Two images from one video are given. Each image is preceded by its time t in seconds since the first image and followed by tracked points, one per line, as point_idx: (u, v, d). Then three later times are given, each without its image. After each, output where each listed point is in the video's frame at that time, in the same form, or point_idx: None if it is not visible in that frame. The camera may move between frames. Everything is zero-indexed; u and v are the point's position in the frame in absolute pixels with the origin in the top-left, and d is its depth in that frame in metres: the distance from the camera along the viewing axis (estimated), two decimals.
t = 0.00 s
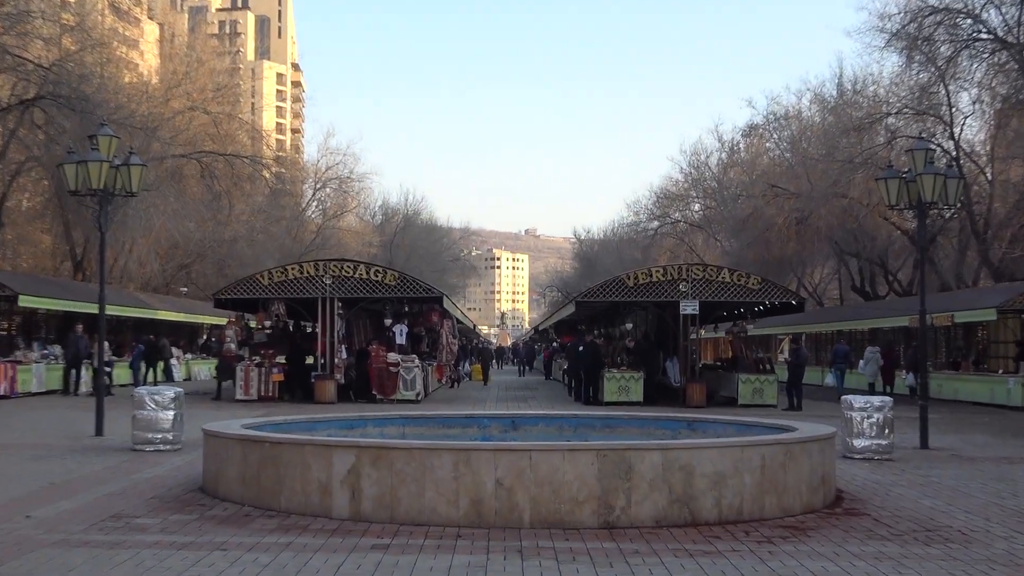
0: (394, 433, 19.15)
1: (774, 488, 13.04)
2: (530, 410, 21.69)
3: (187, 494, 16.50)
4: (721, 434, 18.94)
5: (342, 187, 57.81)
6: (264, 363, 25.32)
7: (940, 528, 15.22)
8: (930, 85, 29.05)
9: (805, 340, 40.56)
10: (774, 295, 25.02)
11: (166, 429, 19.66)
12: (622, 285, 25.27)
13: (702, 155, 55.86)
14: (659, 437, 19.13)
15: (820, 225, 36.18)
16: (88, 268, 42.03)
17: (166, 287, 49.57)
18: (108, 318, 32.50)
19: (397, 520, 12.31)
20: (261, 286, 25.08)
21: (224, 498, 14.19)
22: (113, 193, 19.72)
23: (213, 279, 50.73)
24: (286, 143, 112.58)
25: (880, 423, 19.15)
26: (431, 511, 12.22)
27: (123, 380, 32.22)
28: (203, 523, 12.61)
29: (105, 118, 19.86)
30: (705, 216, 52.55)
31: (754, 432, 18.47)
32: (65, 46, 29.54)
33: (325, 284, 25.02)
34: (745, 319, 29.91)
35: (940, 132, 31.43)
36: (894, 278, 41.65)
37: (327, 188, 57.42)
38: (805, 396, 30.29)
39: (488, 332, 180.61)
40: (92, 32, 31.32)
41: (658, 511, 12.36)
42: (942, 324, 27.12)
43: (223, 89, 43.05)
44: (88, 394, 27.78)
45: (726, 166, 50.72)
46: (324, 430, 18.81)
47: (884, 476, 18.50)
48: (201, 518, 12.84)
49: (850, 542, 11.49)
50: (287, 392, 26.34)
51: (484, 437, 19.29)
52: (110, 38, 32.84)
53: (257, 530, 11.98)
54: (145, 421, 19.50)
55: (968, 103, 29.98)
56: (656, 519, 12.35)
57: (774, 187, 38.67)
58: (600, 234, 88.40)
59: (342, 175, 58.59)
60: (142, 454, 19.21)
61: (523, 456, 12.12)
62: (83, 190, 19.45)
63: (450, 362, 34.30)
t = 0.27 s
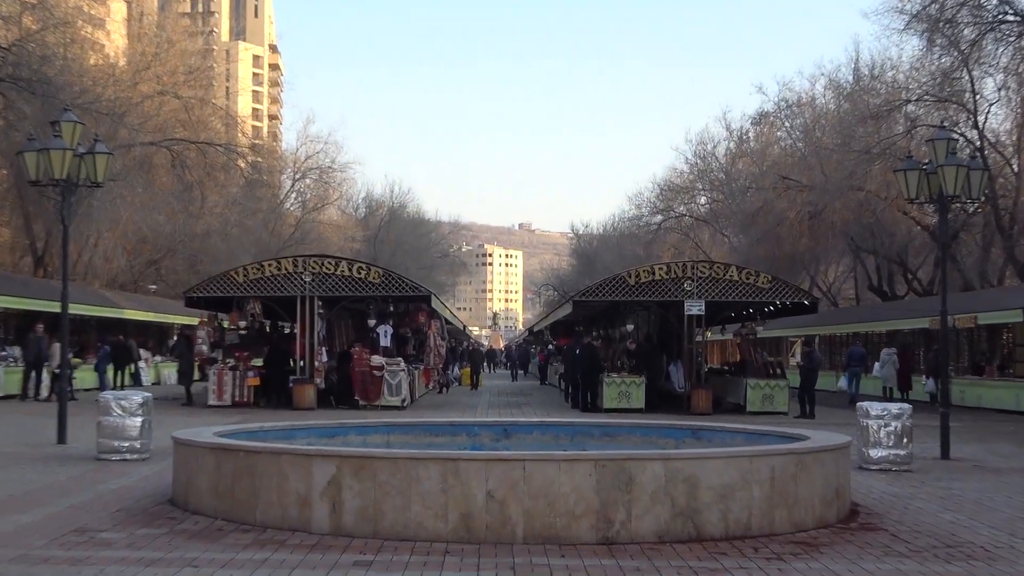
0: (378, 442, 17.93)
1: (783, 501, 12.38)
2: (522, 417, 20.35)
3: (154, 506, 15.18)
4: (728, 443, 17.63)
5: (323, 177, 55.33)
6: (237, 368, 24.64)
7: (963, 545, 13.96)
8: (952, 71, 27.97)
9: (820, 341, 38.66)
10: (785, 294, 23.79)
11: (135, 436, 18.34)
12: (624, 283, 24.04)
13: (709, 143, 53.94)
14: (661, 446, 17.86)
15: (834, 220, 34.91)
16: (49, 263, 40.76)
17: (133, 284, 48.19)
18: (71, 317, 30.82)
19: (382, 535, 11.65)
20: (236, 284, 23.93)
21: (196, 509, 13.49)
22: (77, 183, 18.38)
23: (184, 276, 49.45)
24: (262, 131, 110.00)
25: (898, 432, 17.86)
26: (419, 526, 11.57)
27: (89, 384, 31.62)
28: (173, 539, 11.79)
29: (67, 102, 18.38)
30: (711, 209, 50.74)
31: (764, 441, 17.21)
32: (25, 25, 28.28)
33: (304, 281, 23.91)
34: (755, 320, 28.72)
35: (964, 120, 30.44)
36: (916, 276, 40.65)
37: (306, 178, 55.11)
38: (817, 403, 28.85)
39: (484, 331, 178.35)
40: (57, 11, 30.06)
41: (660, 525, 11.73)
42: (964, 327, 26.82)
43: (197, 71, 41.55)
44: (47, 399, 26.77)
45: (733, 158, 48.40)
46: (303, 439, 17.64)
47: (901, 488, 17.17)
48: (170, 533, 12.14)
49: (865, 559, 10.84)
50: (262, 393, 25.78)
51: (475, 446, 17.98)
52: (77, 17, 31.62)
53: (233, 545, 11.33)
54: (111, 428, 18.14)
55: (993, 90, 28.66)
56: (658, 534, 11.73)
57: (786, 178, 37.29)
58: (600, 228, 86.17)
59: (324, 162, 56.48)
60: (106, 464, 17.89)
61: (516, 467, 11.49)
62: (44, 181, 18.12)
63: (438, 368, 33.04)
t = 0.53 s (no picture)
0: (372, 450, 16.84)
1: (805, 512, 11.51)
2: (524, 424, 19.20)
3: (131, 517, 14.06)
4: (746, 450, 16.47)
5: (311, 167, 53.95)
6: (221, 371, 23.61)
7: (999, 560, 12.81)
8: (985, 53, 26.52)
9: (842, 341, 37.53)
10: (806, 291, 22.75)
11: (111, 443, 17.17)
12: (634, 280, 22.98)
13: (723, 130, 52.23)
14: (674, 454, 16.73)
15: (858, 212, 33.69)
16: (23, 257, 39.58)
17: (110, 280, 46.70)
18: (45, 317, 29.55)
19: (376, 549, 10.84)
20: (222, 280, 23.12)
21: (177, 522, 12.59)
22: (50, 173, 17.27)
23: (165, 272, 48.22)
24: (248, 117, 108.21)
25: (927, 439, 16.66)
26: (416, 539, 10.77)
27: (65, 388, 31.19)
28: (154, 552, 10.95)
29: (40, 87, 17.22)
30: (728, 201, 49.16)
31: (785, 448, 16.07)
32: None
33: (293, 278, 23.08)
34: (774, 319, 27.70)
35: (997, 106, 28.37)
36: (945, 272, 39.68)
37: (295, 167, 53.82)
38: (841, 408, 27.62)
39: (484, 331, 176.55)
40: None
41: (673, 538, 10.87)
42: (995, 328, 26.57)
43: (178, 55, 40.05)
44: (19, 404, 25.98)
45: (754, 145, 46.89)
46: (289, 447, 16.36)
47: (930, 498, 15.97)
48: (149, 546, 11.27)
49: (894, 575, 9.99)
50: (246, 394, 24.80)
51: (475, 453, 16.97)
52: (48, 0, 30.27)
53: (214, 560, 10.47)
54: (86, 434, 16.97)
55: None
56: (670, 548, 10.88)
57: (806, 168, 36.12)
58: (609, 222, 84.34)
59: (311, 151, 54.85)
60: (81, 473, 16.74)
61: (519, 475, 10.67)
62: (15, 171, 17.01)
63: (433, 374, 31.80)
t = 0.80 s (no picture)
0: (361, 455, 15.82)
1: (822, 524, 10.54)
2: (522, 429, 18.08)
3: (100, 526, 13.02)
4: (760, 458, 15.34)
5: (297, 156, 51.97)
6: (200, 373, 23.27)
7: None
8: (1016, 35, 25.24)
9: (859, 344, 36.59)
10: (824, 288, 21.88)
11: (83, 448, 16.13)
12: (639, 277, 22.17)
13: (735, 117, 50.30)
14: (682, 461, 15.63)
15: (879, 204, 32.65)
16: None
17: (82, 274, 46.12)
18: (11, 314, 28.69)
19: (364, 562, 9.96)
20: (202, 274, 22.64)
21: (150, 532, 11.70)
22: (18, 161, 16.20)
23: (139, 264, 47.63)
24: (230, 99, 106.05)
25: (950, 446, 15.63)
26: (406, 551, 9.89)
27: (33, 390, 30.68)
28: (129, 563, 10.10)
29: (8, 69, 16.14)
30: (740, 192, 47.55)
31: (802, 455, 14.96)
32: None
33: (277, 273, 22.56)
34: (789, 318, 26.68)
35: None
36: (971, 268, 38.75)
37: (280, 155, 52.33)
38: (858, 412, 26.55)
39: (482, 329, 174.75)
40: None
41: (681, 550, 9.97)
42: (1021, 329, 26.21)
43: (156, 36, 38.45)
44: None
45: (766, 132, 45.36)
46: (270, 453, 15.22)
47: (953, 509, 14.90)
48: (124, 556, 10.41)
49: None
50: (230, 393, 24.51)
51: (471, 460, 15.86)
52: None
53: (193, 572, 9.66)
54: (57, 439, 15.93)
55: None
56: (679, 561, 9.97)
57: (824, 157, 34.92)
58: (613, 213, 82.28)
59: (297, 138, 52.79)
60: (51, 480, 15.70)
61: (516, 483, 9.82)
62: None
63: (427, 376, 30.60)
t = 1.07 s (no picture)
0: (353, 459, 14.95)
1: (841, 532, 9.89)
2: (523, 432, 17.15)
3: (76, 533, 12.09)
4: (775, 462, 14.53)
5: (284, 140, 50.96)
6: (182, 371, 22.60)
7: None
8: None
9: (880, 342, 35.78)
10: (842, 283, 21.39)
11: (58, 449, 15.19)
12: (648, 270, 21.71)
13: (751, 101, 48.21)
14: (693, 465, 14.82)
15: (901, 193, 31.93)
16: None
17: (58, 266, 45.57)
18: None
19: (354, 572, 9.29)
20: (184, 266, 22.09)
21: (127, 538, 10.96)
22: None
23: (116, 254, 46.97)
24: (213, 80, 103.71)
25: (976, 451, 14.81)
26: (400, 561, 9.22)
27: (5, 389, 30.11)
28: (104, 574, 9.35)
29: None
30: (754, 181, 45.83)
31: (820, 459, 14.14)
32: None
33: (264, 266, 22.06)
34: (803, 315, 25.97)
35: None
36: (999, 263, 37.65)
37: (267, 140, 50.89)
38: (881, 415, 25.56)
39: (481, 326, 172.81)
40: None
41: (694, 559, 9.29)
42: None
43: (135, 15, 36.89)
44: None
45: (783, 118, 43.47)
46: (258, 454, 14.37)
47: (979, 517, 13.98)
48: (102, 564, 9.74)
49: None
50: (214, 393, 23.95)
51: (469, 464, 14.99)
52: None
53: None
54: (30, 440, 14.97)
55: None
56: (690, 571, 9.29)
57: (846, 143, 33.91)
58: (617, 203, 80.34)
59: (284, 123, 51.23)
60: (24, 484, 14.78)
61: (518, 489, 9.20)
62: None
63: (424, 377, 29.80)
